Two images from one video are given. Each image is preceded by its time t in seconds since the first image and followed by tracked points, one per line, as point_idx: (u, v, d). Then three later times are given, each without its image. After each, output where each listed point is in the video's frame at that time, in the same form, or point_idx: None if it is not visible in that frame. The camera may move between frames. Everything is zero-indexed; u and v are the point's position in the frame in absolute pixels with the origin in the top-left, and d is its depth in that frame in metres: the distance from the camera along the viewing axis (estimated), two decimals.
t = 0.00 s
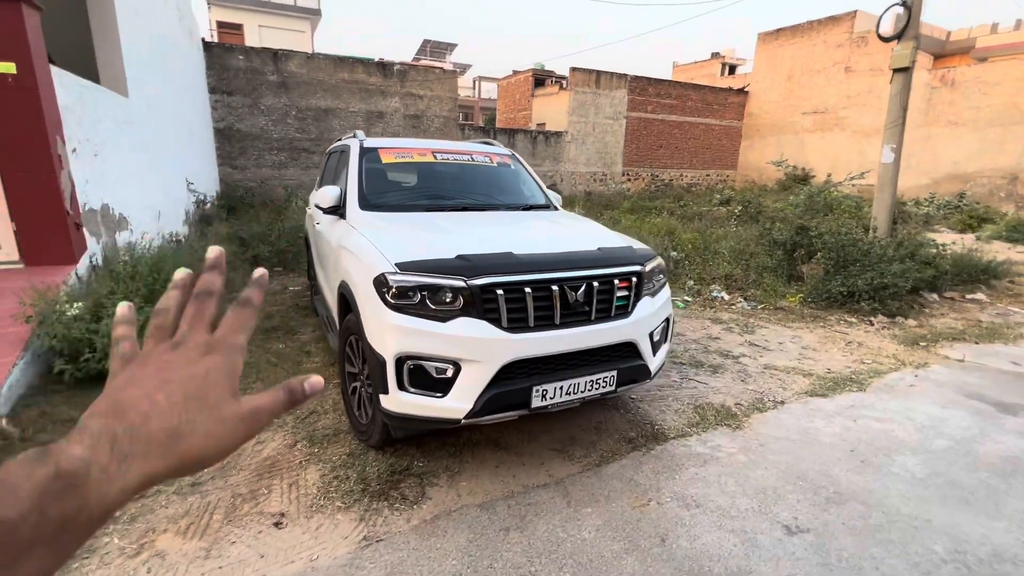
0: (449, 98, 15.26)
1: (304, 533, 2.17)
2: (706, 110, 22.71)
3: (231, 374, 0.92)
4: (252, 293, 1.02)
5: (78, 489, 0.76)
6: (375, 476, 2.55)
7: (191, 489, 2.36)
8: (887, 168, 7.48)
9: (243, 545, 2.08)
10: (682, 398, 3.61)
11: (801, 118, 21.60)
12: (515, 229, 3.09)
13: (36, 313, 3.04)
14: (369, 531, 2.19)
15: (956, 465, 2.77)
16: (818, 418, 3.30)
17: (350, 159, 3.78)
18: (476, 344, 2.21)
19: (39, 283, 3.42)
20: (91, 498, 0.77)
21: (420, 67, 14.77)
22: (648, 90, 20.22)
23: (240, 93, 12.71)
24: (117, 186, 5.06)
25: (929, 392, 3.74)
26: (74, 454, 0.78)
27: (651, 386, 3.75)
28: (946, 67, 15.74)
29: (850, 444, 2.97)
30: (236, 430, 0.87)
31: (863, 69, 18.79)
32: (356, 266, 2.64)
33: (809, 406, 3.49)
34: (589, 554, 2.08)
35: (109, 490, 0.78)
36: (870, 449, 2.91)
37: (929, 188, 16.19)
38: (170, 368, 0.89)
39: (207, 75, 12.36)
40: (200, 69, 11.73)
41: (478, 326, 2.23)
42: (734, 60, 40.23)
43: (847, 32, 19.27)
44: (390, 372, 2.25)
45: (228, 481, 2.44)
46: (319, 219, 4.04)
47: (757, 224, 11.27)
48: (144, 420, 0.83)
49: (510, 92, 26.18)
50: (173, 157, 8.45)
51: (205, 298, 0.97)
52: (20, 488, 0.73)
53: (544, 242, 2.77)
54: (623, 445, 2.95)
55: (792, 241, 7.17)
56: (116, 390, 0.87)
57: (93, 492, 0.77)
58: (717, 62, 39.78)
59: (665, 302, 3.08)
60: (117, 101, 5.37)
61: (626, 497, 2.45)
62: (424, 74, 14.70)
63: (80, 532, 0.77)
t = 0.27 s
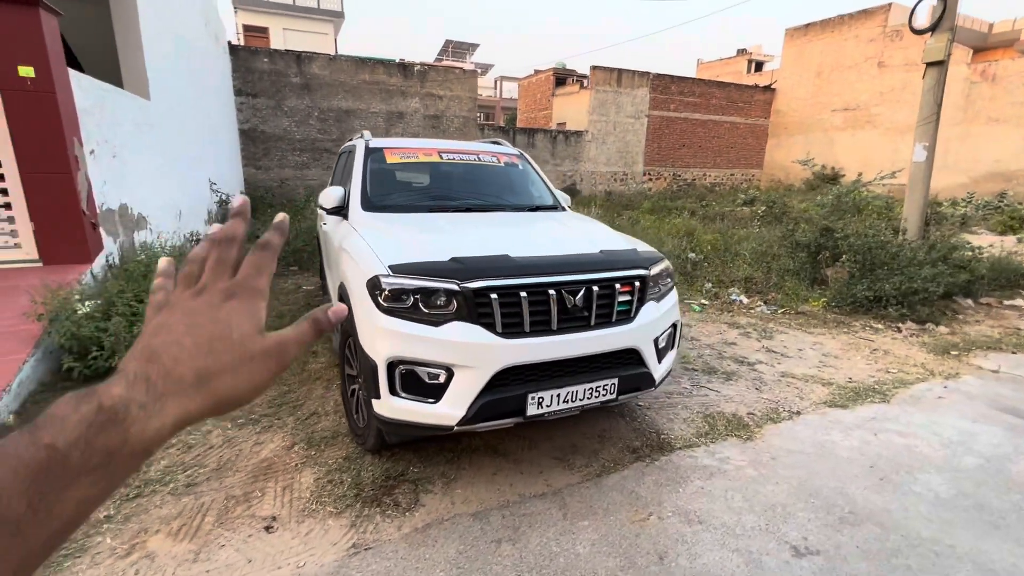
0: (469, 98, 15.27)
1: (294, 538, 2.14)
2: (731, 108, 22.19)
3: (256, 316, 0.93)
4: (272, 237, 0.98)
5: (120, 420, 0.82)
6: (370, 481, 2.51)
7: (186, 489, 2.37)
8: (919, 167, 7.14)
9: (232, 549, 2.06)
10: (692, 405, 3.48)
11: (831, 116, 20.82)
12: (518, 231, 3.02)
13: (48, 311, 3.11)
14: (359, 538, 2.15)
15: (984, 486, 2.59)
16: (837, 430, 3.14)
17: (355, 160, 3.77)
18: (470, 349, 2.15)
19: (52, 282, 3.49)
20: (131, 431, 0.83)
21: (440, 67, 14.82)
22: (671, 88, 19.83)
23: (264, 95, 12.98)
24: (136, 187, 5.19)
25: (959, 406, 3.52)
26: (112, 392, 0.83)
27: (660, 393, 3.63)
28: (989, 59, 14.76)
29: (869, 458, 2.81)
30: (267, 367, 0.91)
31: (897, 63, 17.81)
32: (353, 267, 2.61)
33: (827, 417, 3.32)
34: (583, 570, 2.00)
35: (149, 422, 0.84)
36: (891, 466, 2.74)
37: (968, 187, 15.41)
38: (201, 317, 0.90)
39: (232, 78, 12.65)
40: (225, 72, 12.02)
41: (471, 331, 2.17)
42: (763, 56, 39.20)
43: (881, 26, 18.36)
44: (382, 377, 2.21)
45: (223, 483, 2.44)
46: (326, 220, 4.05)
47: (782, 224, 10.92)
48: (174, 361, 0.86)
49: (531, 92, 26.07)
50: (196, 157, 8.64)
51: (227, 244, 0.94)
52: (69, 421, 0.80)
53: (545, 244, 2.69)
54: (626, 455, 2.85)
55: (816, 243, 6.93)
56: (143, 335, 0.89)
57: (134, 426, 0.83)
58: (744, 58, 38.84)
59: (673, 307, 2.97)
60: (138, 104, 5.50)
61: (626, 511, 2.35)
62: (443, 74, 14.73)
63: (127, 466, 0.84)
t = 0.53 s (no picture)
0: (497, 95, 15.25)
1: (297, 533, 2.17)
2: (767, 102, 21.44)
3: (256, 303, 0.89)
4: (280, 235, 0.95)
5: (105, 396, 0.81)
6: (376, 479, 2.52)
7: (199, 481, 2.43)
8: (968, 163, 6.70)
9: (238, 541, 2.10)
10: (710, 411, 3.37)
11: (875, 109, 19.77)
12: (529, 230, 2.97)
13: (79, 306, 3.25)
14: (361, 537, 2.15)
15: None
16: (864, 441, 2.97)
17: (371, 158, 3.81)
18: (472, 349, 2.12)
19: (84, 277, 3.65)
20: (116, 406, 0.82)
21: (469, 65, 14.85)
22: (703, 82, 19.25)
23: (297, 95, 13.32)
24: (169, 185, 5.39)
25: (1004, 420, 3.28)
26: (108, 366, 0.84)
27: (677, 397, 3.53)
28: None
29: (897, 473, 2.65)
30: (261, 350, 0.87)
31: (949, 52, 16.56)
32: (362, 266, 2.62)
33: (855, 427, 3.15)
34: None
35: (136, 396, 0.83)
36: (923, 481, 2.58)
37: None
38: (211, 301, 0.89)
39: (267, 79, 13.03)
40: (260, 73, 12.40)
41: (474, 331, 2.14)
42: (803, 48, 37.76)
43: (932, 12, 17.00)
44: (385, 376, 2.21)
45: (234, 475, 2.49)
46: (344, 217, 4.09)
47: (819, 221, 10.49)
48: (168, 341, 0.86)
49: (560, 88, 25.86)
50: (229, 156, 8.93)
51: (242, 228, 0.93)
52: (56, 392, 0.80)
53: (554, 243, 2.63)
54: (637, 460, 2.77)
55: (853, 242, 6.64)
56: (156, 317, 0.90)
57: (118, 401, 0.82)
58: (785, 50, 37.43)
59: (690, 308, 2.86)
60: (172, 105, 5.71)
61: (633, 518, 2.29)
62: (471, 71, 14.76)
63: (110, 445, 0.83)
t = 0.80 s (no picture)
0: (518, 95, 15.24)
1: (288, 526, 2.19)
2: (797, 100, 20.84)
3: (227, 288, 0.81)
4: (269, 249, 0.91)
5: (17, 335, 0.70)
6: (369, 476, 2.53)
7: (198, 472, 2.48)
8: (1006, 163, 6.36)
9: (230, 533, 2.14)
10: (715, 417, 3.28)
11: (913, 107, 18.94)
12: (530, 229, 2.95)
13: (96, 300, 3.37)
14: (349, 533, 2.16)
15: None
16: (877, 452, 2.84)
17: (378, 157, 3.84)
18: (461, 349, 2.11)
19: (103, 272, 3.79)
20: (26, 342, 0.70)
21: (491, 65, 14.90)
22: (730, 80, 18.85)
23: (321, 96, 13.59)
24: (190, 183, 5.55)
25: None
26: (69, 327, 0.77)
27: (682, 402, 3.44)
28: None
29: (909, 487, 2.52)
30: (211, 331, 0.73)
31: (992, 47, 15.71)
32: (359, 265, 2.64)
33: (868, 437, 3.01)
34: None
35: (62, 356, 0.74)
36: (936, 497, 2.45)
37: None
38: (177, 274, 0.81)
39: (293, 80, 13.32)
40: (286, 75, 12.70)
41: (463, 330, 2.12)
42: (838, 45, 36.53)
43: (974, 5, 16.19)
44: (376, 374, 2.22)
45: (232, 468, 2.54)
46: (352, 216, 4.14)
47: (849, 222, 10.11)
48: (115, 295, 0.76)
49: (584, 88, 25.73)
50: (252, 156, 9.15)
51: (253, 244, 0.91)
52: None
53: (552, 243, 2.60)
54: (634, 465, 2.71)
55: (879, 245, 6.39)
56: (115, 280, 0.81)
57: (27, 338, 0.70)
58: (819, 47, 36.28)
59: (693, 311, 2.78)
60: (194, 106, 5.88)
61: (625, 524, 2.24)
62: (492, 71, 14.79)
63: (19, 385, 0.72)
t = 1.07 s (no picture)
0: (538, 94, 15.22)
1: (275, 517, 2.26)
2: (828, 97, 20.20)
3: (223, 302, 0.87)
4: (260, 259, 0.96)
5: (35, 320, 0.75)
6: (359, 470, 2.58)
7: (196, 462, 2.58)
8: None
9: (219, 521, 2.22)
10: (713, 422, 3.22)
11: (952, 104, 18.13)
12: (525, 230, 2.95)
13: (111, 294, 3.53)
14: (332, 526, 2.21)
15: None
16: (879, 462, 2.75)
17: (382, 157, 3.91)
18: (443, 347, 2.13)
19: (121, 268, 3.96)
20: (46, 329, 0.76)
21: (512, 64, 14.92)
22: (757, 77, 18.42)
23: (345, 96, 13.86)
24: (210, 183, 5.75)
25: None
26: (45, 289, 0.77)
27: (680, 406, 3.40)
28: None
29: (909, 500, 2.43)
30: (218, 351, 0.83)
31: None
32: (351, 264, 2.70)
33: (871, 447, 2.92)
34: None
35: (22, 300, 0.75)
36: (937, 511, 2.36)
37: None
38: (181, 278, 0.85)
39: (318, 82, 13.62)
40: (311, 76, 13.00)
41: (445, 330, 2.15)
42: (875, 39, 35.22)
43: None
44: (361, 371, 2.26)
45: (229, 459, 2.62)
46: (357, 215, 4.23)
47: (879, 224, 9.75)
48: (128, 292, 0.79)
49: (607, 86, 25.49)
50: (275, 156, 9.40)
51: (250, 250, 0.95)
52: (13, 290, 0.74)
53: (542, 243, 2.60)
54: (624, 468, 2.69)
55: (905, 248, 6.16)
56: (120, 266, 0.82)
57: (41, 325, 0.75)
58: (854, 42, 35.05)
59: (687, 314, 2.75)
60: (215, 108, 6.08)
61: (606, 527, 2.22)
62: (513, 70, 14.81)
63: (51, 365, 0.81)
